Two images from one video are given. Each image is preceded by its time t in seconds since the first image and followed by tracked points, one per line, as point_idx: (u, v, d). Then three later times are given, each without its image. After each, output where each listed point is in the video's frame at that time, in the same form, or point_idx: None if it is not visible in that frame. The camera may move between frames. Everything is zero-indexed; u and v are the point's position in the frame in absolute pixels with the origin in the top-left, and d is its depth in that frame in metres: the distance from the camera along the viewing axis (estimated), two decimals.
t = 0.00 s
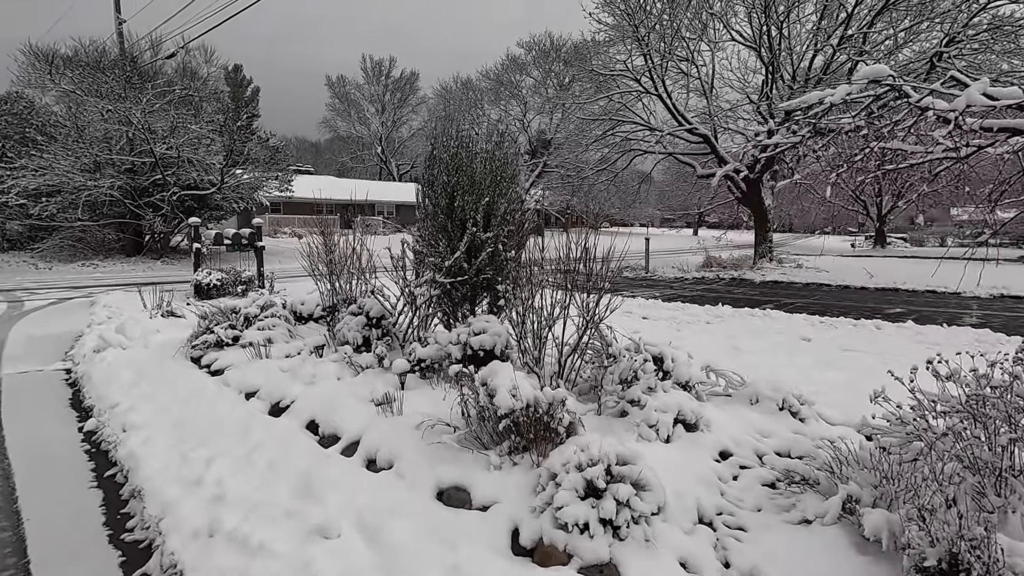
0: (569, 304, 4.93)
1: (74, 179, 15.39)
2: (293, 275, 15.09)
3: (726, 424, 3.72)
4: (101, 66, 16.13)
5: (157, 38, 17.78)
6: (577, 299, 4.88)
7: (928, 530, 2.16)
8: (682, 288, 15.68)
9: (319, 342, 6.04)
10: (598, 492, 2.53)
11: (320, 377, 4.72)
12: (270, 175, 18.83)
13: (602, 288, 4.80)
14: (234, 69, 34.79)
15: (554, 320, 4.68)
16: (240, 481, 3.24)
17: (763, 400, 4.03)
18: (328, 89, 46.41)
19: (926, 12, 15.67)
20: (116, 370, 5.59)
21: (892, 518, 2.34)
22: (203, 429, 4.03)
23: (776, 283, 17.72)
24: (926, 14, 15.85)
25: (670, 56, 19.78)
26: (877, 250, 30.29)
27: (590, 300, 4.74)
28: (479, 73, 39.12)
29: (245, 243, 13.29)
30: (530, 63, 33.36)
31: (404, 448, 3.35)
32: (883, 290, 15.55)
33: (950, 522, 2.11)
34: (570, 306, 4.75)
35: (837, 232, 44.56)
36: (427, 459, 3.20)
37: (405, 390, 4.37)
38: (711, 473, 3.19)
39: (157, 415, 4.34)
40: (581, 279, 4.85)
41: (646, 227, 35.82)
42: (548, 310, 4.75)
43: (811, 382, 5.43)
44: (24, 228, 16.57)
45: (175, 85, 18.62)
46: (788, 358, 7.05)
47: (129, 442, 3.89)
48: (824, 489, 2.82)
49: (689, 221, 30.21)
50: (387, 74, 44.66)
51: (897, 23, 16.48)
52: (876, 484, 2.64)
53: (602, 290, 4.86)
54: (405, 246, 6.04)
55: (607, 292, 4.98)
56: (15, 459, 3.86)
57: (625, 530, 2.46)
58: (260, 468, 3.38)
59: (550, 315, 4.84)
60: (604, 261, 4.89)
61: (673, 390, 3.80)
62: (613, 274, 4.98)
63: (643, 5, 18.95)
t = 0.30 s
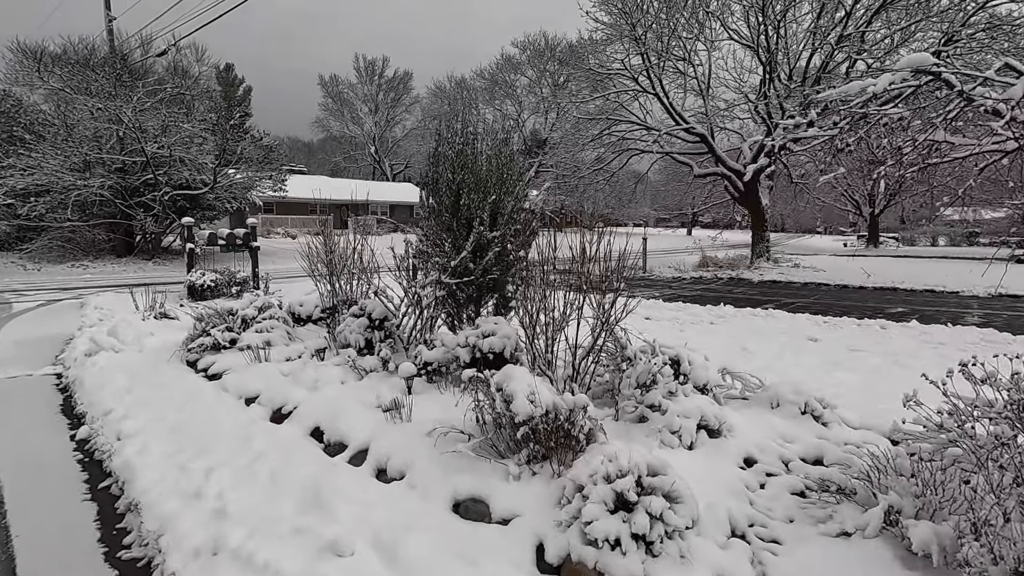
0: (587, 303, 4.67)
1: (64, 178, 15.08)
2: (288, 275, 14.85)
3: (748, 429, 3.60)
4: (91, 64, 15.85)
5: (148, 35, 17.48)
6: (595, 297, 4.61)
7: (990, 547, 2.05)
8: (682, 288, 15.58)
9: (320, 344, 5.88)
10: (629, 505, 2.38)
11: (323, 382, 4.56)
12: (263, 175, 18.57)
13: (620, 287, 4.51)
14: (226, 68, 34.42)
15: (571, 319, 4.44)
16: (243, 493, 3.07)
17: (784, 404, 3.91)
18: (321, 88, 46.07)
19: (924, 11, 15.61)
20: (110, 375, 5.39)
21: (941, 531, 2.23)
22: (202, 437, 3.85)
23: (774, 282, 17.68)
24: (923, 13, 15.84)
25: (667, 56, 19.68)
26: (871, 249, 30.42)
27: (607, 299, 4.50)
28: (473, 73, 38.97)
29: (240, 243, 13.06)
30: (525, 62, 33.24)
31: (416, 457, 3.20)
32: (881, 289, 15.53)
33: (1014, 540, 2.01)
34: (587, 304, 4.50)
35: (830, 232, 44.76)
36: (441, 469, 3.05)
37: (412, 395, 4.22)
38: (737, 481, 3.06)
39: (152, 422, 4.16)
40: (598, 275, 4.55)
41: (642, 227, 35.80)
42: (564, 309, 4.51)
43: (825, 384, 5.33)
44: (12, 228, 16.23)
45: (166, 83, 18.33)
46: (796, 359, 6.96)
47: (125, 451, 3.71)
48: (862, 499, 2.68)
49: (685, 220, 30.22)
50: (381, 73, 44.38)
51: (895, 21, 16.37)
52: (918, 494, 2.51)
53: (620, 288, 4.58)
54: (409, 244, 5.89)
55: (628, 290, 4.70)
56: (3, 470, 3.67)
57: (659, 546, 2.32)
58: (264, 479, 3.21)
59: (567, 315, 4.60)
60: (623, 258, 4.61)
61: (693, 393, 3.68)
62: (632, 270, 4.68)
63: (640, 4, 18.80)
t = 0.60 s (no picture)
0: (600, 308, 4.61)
1: (54, 180, 14.79)
2: (285, 278, 14.65)
3: (776, 440, 3.49)
4: (82, 64, 15.60)
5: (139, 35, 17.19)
6: (611, 302, 4.50)
7: None
8: (681, 289, 15.50)
9: (324, 351, 5.72)
10: (671, 528, 2.25)
11: (331, 391, 4.41)
12: (257, 177, 18.32)
13: (640, 293, 4.35)
14: (217, 69, 34.01)
15: (589, 324, 4.29)
16: (253, 512, 2.92)
17: (810, 413, 3.79)
18: (314, 89, 45.75)
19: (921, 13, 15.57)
20: (106, 384, 5.21)
21: (1003, 555, 2.10)
22: (207, 451, 3.69)
23: (773, 284, 17.64)
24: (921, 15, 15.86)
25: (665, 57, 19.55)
26: (865, 250, 30.57)
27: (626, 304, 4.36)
28: (467, 74, 38.82)
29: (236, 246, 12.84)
30: (519, 63, 33.12)
31: (435, 473, 3.05)
32: (880, 291, 15.52)
33: None
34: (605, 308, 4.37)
35: (822, 233, 45.04)
36: (463, 486, 2.91)
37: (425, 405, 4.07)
38: (772, 496, 2.94)
39: (154, 435, 3.99)
40: (618, 279, 4.40)
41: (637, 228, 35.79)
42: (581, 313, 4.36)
43: (842, 390, 5.24)
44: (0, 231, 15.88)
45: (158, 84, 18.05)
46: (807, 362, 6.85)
47: (125, 466, 3.54)
48: (909, 518, 2.56)
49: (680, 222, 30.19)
50: (374, 74, 44.14)
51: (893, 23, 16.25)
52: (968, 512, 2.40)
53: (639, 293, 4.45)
54: (416, 246, 5.82)
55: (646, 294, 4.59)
56: None
57: (704, 572, 2.19)
58: (274, 497, 3.06)
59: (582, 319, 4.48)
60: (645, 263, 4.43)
61: (718, 403, 3.57)
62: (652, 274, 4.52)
63: (637, 4, 18.62)
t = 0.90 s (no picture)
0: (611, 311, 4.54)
1: (46, 180, 14.54)
2: (283, 279, 14.48)
3: (802, 448, 3.37)
4: (74, 63, 15.35)
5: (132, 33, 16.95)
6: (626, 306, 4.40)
7: None
8: (682, 290, 15.41)
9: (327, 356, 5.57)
10: (710, 547, 2.12)
11: (337, 398, 4.26)
12: (253, 177, 18.11)
13: (659, 296, 4.24)
14: (211, 69, 33.71)
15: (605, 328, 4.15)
16: (260, 529, 2.77)
17: (835, 419, 3.67)
18: (309, 90, 45.49)
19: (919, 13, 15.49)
20: (103, 391, 5.04)
21: None
22: (209, 462, 3.54)
23: (773, 285, 17.57)
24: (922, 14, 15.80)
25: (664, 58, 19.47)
26: (861, 250, 30.65)
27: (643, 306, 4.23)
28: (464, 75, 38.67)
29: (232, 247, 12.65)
30: (516, 64, 33.01)
31: (453, 487, 2.92)
32: (881, 291, 15.48)
33: None
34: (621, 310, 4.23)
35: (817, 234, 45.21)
36: (482, 501, 2.78)
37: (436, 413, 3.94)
38: (804, 508, 2.82)
39: (154, 445, 3.84)
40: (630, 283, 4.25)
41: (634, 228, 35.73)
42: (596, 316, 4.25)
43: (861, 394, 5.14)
44: None
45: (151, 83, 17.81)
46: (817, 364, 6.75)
47: (124, 479, 3.39)
48: (954, 533, 2.43)
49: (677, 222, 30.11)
50: (369, 75, 43.93)
51: (891, 23, 16.16)
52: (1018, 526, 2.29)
53: (657, 296, 4.32)
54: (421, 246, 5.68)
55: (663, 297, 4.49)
56: None
57: None
58: (281, 512, 2.91)
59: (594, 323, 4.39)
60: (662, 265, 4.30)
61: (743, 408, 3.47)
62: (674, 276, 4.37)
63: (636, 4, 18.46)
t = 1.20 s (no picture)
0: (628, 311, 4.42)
1: (36, 180, 14.24)
2: (278, 280, 14.25)
3: (828, 457, 3.22)
4: (64, 61, 15.05)
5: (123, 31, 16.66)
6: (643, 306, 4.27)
7: None
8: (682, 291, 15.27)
9: (327, 360, 5.39)
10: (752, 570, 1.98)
11: (338, 404, 4.08)
12: (247, 177, 17.84)
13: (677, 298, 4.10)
14: (204, 69, 33.33)
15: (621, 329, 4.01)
16: (261, 547, 2.59)
17: (861, 426, 3.53)
18: (303, 90, 45.16)
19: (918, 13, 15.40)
20: (92, 397, 4.83)
21: None
22: (205, 474, 3.35)
23: (773, 285, 17.48)
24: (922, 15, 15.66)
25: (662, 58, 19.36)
26: (857, 250, 30.70)
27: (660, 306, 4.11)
28: (458, 75, 38.46)
29: (226, 248, 12.41)
30: (511, 64, 32.83)
31: (466, 501, 2.76)
32: (881, 292, 15.41)
33: None
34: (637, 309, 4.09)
35: (811, 234, 45.34)
36: (498, 517, 2.61)
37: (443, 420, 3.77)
38: (839, 523, 2.67)
39: (147, 455, 3.64)
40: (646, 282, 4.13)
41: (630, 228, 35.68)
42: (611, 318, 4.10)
43: (883, 399, 5.00)
44: None
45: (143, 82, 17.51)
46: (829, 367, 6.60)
47: (114, 493, 3.20)
48: (1005, 552, 2.23)
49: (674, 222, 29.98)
50: (364, 75, 43.65)
51: (890, 23, 16.05)
52: None
53: (675, 297, 4.19)
54: (423, 246, 5.53)
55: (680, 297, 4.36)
56: None
57: None
58: (283, 529, 2.72)
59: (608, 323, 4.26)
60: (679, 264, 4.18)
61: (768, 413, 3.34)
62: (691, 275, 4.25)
63: (635, 4, 18.29)
